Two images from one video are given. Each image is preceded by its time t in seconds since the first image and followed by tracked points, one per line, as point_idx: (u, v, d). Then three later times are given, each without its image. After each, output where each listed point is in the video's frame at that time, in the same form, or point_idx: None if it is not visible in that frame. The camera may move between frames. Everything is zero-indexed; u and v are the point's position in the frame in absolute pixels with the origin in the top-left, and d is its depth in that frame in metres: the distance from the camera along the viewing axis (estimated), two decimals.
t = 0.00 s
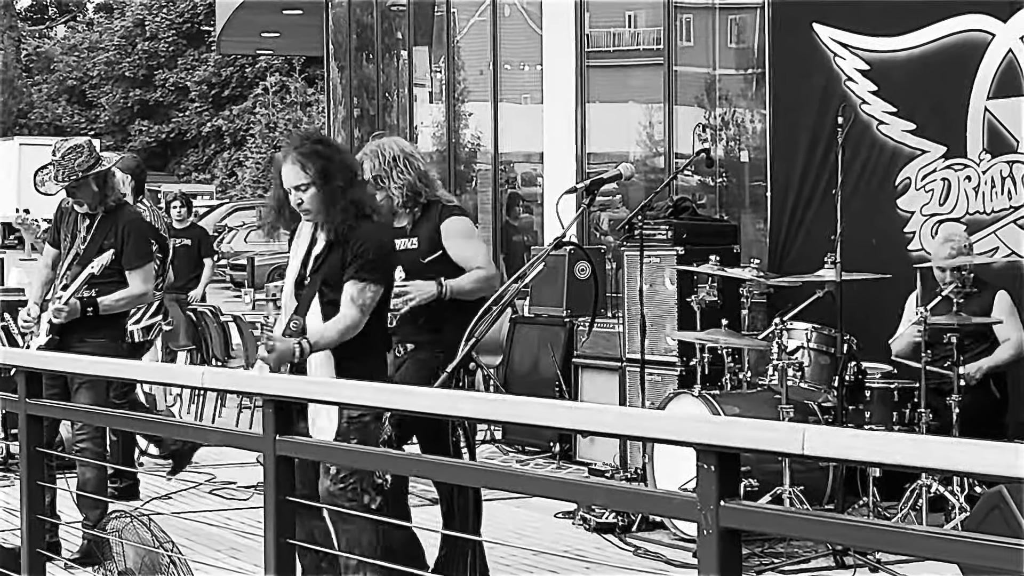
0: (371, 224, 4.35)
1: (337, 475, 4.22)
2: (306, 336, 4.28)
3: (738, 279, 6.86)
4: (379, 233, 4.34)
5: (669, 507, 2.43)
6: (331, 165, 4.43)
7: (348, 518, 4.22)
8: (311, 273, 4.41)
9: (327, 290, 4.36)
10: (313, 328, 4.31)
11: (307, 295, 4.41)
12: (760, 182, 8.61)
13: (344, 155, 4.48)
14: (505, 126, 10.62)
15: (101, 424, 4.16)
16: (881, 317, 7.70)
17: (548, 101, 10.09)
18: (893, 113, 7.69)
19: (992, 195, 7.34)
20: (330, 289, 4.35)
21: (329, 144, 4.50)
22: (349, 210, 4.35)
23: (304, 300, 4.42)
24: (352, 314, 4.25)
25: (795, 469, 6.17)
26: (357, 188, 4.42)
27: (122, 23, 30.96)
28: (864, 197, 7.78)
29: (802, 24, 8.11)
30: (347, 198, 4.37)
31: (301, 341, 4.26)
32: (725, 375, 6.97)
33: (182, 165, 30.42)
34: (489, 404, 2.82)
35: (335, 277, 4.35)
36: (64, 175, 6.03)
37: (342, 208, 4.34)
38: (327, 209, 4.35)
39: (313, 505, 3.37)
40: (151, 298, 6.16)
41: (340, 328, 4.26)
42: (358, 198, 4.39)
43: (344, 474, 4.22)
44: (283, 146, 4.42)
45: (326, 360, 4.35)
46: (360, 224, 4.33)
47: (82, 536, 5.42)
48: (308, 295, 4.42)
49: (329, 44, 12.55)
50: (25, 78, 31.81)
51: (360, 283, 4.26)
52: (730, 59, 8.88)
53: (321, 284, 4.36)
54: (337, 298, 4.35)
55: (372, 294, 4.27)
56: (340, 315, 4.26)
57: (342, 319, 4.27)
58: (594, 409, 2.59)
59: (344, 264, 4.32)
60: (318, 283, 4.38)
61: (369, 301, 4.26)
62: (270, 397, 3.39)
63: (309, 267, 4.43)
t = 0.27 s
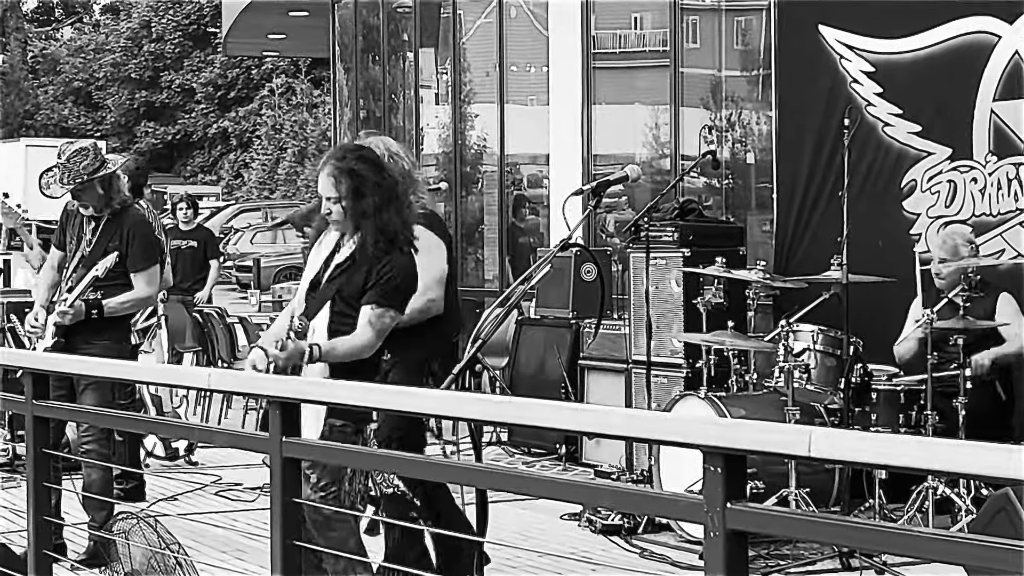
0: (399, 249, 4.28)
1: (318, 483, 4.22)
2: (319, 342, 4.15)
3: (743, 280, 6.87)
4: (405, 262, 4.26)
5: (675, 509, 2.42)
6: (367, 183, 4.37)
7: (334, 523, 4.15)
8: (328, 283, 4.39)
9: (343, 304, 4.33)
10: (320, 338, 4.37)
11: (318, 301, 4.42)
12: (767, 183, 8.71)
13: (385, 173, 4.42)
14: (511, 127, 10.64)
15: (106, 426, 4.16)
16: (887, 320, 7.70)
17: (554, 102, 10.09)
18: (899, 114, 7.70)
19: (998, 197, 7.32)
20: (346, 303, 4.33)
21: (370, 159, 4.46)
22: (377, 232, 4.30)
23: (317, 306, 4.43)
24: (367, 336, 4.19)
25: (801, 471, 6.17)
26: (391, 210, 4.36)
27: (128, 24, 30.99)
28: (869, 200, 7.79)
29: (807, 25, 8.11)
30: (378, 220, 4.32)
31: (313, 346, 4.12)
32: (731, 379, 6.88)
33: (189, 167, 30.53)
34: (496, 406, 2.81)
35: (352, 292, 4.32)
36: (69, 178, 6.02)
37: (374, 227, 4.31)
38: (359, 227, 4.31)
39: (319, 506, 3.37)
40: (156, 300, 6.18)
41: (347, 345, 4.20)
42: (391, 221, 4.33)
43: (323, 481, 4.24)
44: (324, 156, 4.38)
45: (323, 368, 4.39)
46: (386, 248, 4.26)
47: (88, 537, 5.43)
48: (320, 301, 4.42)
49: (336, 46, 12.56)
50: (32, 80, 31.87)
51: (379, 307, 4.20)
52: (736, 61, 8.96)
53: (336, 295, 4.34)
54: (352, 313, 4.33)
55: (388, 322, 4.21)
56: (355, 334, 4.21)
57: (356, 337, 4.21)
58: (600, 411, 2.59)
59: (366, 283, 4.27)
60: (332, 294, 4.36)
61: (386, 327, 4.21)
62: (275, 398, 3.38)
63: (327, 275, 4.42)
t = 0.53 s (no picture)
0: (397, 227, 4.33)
1: (350, 477, 4.23)
2: (357, 346, 4.22)
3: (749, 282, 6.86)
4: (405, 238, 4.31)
5: (681, 511, 2.41)
6: (355, 169, 4.42)
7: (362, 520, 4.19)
8: (329, 279, 4.40)
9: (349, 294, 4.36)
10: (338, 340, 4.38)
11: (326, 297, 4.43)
12: (772, 185, 8.71)
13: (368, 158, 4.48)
14: (517, 128, 10.64)
15: (112, 427, 4.16)
16: (893, 322, 7.69)
17: (559, 102, 10.09)
18: (903, 116, 7.69)
19: (1003, 199, 7.35)
20: (352, 291, 4.35)
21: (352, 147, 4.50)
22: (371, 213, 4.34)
23: (327, 309, 4.44)
24: (391, 315, 4.24)
25: (807, 473, 6.16)
26: (381, 190, 4.40)
27: (133, 26, 31.02)
28: (874, 201, 7.78)
29: (812, 26, 8.10)
30: (372, 202, 4.36)
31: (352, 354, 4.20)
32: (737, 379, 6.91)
33: (193, 169, 30.75)
34: (503, 408, 2.81)
35: (355, 280, 4.34)
36: (74, 179, 6.03)
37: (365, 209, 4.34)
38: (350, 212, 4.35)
39: (324, 508, 3.37)
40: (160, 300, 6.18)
41: (381, 339, 4.24)
42: (383, 200, 4.37)
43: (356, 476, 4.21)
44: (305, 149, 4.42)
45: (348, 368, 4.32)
46: (385, 227, 4.31)
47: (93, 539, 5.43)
48: (327, 301, 4.43)
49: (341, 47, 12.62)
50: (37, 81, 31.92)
51: (390, 285, 4.25)
52: (741, 63, 8.98)
53: (341, 287, 4.36)
54: (360, 303, 4.35)
55: (400, 298, 4.26)
56: (380, 318, 4.24)
57: (380, 323, 4.25)
58: (606, 413, 2.58)
59: (365, 266, 4.30)
60: (337, 288, 4.38)
61: (401, 301, 4.26)
62: (281, 400, 3.38)
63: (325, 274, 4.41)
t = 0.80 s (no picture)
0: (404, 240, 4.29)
1: (337, 477, 4.19)
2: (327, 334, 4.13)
3: (754, 284, 6.85)
4: (412, 251, 4.27)
5: (686, 513, 2.41)
6: (361, 177, 4.35)
7: (350, 520, 4.16)
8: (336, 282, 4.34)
9: (349, 300, 4.29)
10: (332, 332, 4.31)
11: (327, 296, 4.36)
12: (776, 186, 8.75)
13: (377, 167, 4.41)
14: (522, 129, 10.64)
15: (116, 428, 4.16)
16: (897, 323, 7.69)
17: (565, 103, 10.08)
18: (908, 118, 7.69)
19: (1008, 201, 7.33)
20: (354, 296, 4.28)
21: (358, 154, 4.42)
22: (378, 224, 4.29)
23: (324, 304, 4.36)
24: (377, 327, 4.17)
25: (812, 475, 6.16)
26: (389, 202, 4.34)
27: (138, 27, 31.04)
28: (878, 202, 7.78)
29: (816, 28, 8.10)
30: (379, 212, 4.31)
31: (322, 338, 4.11)
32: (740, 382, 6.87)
33: (199, 169, 30.46)
34: (508, 409, 2.80)
35: (362, 285, 4.28)
36: (80, 180, 6.02)
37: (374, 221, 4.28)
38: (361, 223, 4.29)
39: (328, 509, 3.37)
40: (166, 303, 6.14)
41: (357, 339, 4.15)
42: (390, 212, 4.32)
43: (341, 476, 4.18)
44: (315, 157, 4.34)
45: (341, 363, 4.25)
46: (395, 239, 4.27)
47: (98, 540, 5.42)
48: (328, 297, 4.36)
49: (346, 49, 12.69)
50: (42, 82, 31.94)
51: (389, 298, 4.19)
52: (747, 65, 9.04)
53: (345, 290, 4.30)
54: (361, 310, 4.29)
55: (398, 313, 4.20)
56: (364, 326, 4.18)
57: (367, 329, 4.18)
58: (611, 414, 2.57)
59: (374, 277, 4.26)
60: (340, 291, 4.32)
61: (396, 319, 4.19)
62: (286, 401, 3.37)
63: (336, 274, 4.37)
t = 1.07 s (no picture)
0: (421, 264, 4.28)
1: (333, 486, 4.17)
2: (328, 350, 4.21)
3: (758, 285, 6.84)
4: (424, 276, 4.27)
5: (692, 514, 2.39)
6: (395, 194, 4.36)
7: (348, 528, 4.16)
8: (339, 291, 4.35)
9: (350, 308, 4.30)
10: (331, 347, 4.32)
11: (328, 307, 4.39)
12: (781, 187, 8.87)
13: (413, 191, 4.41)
14: (526, 131, 10.65)
15: (121, 428, 4.15)
16: (902, 325, 7.69)
17: (569, 105, 10.06)
18: (912, 119, 7.68)
19: (1014, 203, 7.38)
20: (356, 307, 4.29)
21: (400, 171, 4.44)
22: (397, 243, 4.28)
23: (327, 310, 4.39)
24: (375, 342, 4.19)
25: (817, 477, 6.15)
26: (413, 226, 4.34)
27: (142, 28, 31.05)
28: (883, 203, 7.75)
29: (820, 27, 8.06)
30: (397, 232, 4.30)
31: (320, 354, 4.19)
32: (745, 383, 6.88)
33: (205, 171, 30.19)
34: (514, 410, 2.79)
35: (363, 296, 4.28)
36: (86, 181, 6.00)
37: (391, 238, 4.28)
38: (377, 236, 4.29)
39: (333, 510, 3.36)
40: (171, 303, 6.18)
41: (357, 353, 4.19)
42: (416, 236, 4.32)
43: (338, 485, 4.16)
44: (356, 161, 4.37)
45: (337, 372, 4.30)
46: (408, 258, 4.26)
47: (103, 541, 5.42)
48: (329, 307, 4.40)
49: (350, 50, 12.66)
50: (46, 84, 31.97)
51: (392, 314, 4.19)
52: (754, 67, 9.18)
53: (346, 300, 4.31)
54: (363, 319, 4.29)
55: (399, 330, 4.21)
56: (365, 338, 4.21)
57: (367, 342, 4.21)
58: (616, 415, 2.56)
59: (376, 290, 4.24)
60: (341, 300, 4.34)
61: (396, 335, 4.20)
62: (291, 402, 3.37)
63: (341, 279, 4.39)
